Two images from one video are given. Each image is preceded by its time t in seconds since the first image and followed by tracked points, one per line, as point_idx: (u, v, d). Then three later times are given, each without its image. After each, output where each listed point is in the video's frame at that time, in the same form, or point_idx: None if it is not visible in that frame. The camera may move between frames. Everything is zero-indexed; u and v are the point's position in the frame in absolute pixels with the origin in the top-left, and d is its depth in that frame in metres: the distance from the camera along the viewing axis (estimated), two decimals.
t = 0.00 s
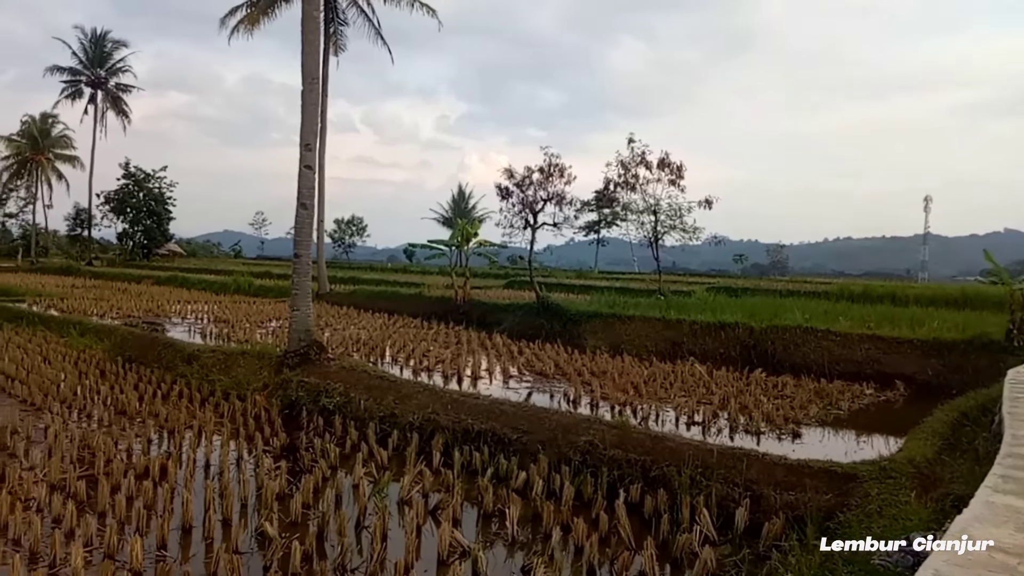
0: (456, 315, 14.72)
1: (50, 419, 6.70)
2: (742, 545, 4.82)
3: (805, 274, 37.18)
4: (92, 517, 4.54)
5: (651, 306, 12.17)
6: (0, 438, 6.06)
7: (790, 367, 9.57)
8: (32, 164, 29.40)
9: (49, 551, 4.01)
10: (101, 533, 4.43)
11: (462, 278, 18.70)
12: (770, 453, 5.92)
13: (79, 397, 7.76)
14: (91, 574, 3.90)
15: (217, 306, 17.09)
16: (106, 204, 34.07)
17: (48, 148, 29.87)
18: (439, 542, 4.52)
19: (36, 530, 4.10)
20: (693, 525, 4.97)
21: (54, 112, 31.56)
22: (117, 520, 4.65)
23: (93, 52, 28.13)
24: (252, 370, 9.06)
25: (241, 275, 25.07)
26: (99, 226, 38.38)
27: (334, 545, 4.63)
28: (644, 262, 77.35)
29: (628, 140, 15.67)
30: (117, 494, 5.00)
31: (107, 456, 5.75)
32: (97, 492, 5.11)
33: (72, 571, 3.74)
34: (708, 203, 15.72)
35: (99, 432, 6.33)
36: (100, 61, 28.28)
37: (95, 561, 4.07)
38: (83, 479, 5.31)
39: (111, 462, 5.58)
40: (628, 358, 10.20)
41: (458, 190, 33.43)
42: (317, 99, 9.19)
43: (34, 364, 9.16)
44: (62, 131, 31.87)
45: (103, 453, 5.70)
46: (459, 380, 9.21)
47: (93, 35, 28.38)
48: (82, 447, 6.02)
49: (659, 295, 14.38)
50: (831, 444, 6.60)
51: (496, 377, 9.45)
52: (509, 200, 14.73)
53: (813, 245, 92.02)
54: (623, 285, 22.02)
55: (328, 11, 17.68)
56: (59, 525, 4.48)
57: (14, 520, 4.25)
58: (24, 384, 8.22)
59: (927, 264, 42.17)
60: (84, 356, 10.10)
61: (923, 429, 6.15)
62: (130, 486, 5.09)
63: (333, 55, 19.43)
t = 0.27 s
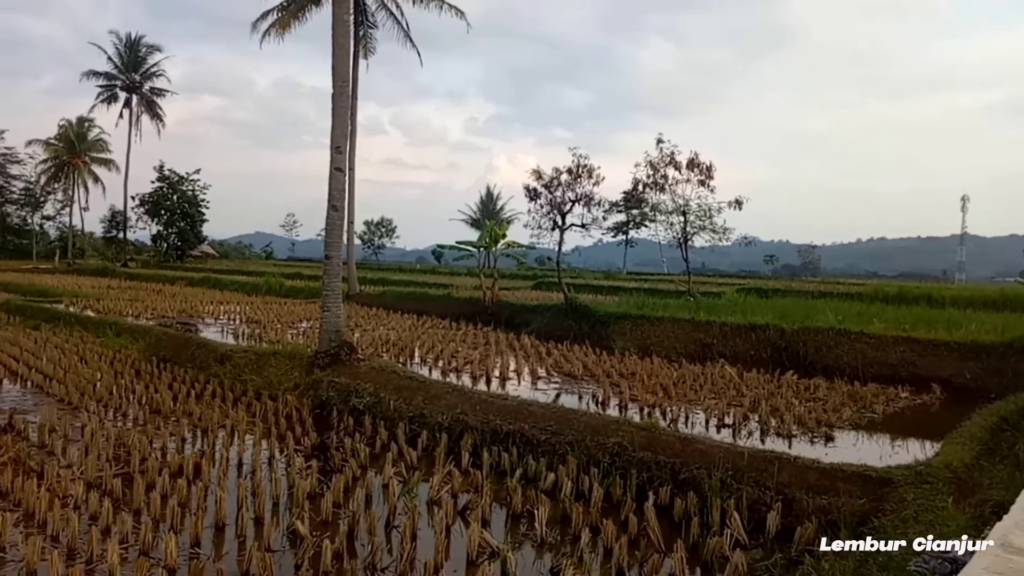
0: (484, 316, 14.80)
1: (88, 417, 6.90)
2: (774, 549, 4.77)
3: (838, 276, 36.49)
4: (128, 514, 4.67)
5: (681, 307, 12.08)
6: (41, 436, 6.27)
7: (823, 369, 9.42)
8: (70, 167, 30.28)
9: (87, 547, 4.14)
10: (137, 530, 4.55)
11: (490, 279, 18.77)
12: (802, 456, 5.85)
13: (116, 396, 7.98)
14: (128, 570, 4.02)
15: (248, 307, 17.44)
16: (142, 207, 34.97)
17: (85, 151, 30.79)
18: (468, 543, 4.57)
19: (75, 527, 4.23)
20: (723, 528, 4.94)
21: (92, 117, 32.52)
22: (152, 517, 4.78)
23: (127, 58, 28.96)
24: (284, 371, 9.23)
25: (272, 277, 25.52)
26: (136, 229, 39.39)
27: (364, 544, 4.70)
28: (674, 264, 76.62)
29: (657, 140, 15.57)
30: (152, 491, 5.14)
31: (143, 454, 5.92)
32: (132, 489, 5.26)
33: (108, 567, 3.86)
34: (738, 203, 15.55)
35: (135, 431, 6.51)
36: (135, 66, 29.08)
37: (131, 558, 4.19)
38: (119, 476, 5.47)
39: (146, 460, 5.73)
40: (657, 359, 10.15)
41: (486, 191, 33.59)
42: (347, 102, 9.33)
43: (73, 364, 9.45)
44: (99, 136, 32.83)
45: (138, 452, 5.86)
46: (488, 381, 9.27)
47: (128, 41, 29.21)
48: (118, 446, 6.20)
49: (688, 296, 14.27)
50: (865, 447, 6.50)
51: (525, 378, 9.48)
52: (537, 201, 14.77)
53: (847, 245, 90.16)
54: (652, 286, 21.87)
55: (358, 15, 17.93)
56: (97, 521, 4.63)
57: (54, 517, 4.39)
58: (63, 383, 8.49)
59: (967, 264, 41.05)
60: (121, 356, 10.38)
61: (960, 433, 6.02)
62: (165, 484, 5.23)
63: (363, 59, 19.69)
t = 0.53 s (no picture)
0: (512, 317, 14.84)
1: (124, 416, 7.10)
2: (808, 555, 4.71)
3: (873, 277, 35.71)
4: (163, 511, 4.80)
5: (711, 308, 11.96)
6: (81, 434, 6.47)
7: (858, 372, 9.24)
8: (107, 170, 31.26)
9: (125, 543, 4.25)
10: (172, 527, 4.67)
11: (519, 280, 18.80)
12: (836, 461, 5.76)
13: (151, 395, 8.19)
14: (164, 565, 4.13)
15: (280, 308, 17.75)
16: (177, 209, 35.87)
17: (122, 154, 31.66)
18: (498, 544, 4.60)
19: (112, 523, 4.35)
20: (755, 533, 4.88)
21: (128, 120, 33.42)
22: (187, 515, 4.90)
23: (162, 63, 29.72)
24: (315, 371, 9.39)
25: (303, 278, 25.93)
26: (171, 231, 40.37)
27: (394, 544, 4.76)
28: (704, 265, 75.78)
29: (687, 140, 15.44)
30: (187, 489, 5.26)
31: (177, 452, 6.06)
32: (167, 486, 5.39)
33: (145, 563, 3.96)
34: (770, 203, 15.33)
35: (170, 429, 6.68)
36: (169, 70, 29.83)
37: (166, 554, 4.30)
38: (155, 474, 5.61)
39: (181, 458, 5.88)
40: (688, 361, 10.07)
41: (515, 193, 33.67)
42: (377, 105, 9.45)
43: (110, 363, 9.73)
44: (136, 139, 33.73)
45: (174, 450, 6.01)
46: (517, 382, 9.29)
47: (163, 46, 29.96)
48: (154, 444, 6.37)
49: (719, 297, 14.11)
50: (902, 452, 6.36)
51: (553, 379, 9.49)
52: (566, 202, 14.76)
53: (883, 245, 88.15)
54: (682, 287, 21.67)
55: (387, 18, 18.15)
56: (134, 518, 4.75)
57: (92, 513, 4.52)
58: (102, 382, 8.74)
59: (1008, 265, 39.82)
60: (157, 356, 10.66)
61: (1002, 439, 5.86)
62: (199, 482, 5.36)
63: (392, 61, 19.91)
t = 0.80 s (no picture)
0: (541, 318, 14.86)
1: (160, 414, 7.30)
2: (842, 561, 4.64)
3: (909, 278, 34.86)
4: (198, 509, 4.92)
5: (743, 310, 11.82)
6: (119, 432, 6.65)
7: (894, 374, 9.06)
8: (143, 173, 32.17)
9: (160, 540, 4.37)
10: (206, 524, 4.78)
11: (547, 281, 18.81)
12: (872, 465, 5.67)
13: (186, 395, 8.40)
14: (199, 562, 4.23)
15: (310, 308, 18.04)
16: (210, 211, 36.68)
17: (157, 157, 32.47)
18: (527, 545, 4.63)
19: (148, 520, 4.47)
20: (788, 537, 4.84)
21: (163, 124, 34.24)
22: (221, 512, 5.02)
23: (196, 67, 30.38)
24: (345, 371, 9.53)
25: (333, 279, 26.28)
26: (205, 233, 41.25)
27: (424, 543, 4.82)
28: (735, 265, 74.75)
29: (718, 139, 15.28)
30: (220, 487, 5.39)
31: (211, 450, 6.21)
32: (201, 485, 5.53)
33: (181, 560, 4.06)
34: (803, 202, 15.09)
35: (204, 428, 6.84)
36: (203, 75, 30.51)
37: (201, 550, 4.40)
38: (190, 472, 5.75)
39: (215, 457, 6.02)
40: (719, 363, 9.97)
41: (543, 193, 33.66)
42: (407, 107, 9.55)
43: (146, 363, 9.98)
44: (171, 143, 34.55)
45: (208, 449, 6.15)
46: (546, 383, 9.30)
47: (197, 51, 30.64)
48: (188, 442, 6.53)
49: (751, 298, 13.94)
50: (939, 457, 6.23)
51: (582, 381, 9.48)
52: (595, 203, 14.74)
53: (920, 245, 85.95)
54: (712, 288, 21.44)
55: (417, 21, 18.33)
56: (169, 515, 4.88)
57: (129, 510, 4.65)
58: (138, 381, 8.98)
59: None
60: (191, 356, 10.91)
61: None
62: (233, 480, 5.48)
63: (421, 63, 20.06)
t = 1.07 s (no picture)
0: (570, 319, 14.86)
1: (193, 414, 7.48)
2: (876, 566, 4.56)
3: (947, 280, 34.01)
4: (231, 506, 5.03)
5: (774, 311, 11.67)
6: (154, 431, 6.83)
7: (930, 377, 8.86)
8: (178, 176, 33.00)
9: (194, 536, 4.47)
10: (239, 522, 4.88)
11: (575, 282, 18.79)
12: (907, 469, 5.58)
13: (218, 394, 8.60)
14: (232, 559, 4.32)
15: (340, 309, 18.31)
16: (243, 213, 37.44)
17: (191, 161, 33.27)
18: (555, 546, 4.65)
19: (182, 517, 4.57)
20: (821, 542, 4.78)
21: (197, 128, 35.07)
22: (253, 510, 5.12)
23: (229, 71, 31.07)
24: (375, 372, 9.66)
25: (363, 280, 26.61)
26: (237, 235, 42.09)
27: (453, 543, 4.88)
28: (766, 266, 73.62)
29: (748, 139, 15.12)
30: (252, 485, 5.50)
31: (243, 449, 6.34)
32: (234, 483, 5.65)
33: (215, 557, 4.15)
34: (836, 203, 14.85)
35: (237, 427, 7.00)
36: (236, 79, 31.19)
37: (234, 547, 4.50)
38: (223, 470, 5.88)
39: (246, 456, 6.15)
40: (749, 365, 9.87)
41: (571, 194, 33.61)
42: (436, 109, 9.67)
43: (180, 363, 10.23)
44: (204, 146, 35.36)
45: (240, 447, 6.29)
46: (574, 385, 9.31)
47: (230, 56, 31.33)
48: (221, 441, 6.69)
49: (782, 300, 13.75)
50: (978, 462, 6.09)
51: (611, 382, 9.46)
52: (623, 204, 14.71)
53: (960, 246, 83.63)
54: (743, 289, 21.20)
55: (445, 23, 18.51)
56: (202, 512, 5.00)
57: (164, 507, 4.77)
58: (172, 381, 9.21)
59: None
60: (224, 356, 11.16)
61: None
62: (264, 479, 5.59)
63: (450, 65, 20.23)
